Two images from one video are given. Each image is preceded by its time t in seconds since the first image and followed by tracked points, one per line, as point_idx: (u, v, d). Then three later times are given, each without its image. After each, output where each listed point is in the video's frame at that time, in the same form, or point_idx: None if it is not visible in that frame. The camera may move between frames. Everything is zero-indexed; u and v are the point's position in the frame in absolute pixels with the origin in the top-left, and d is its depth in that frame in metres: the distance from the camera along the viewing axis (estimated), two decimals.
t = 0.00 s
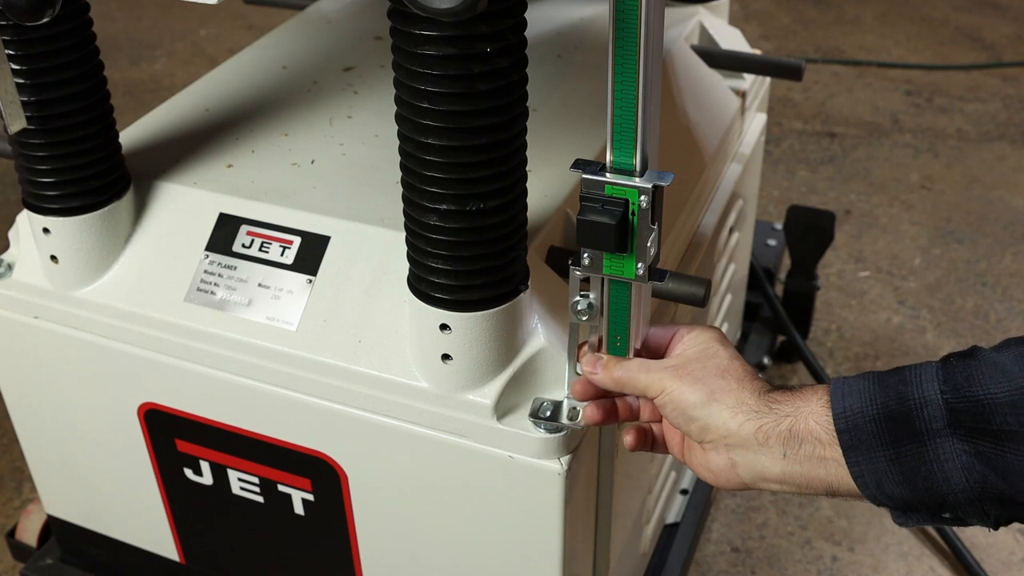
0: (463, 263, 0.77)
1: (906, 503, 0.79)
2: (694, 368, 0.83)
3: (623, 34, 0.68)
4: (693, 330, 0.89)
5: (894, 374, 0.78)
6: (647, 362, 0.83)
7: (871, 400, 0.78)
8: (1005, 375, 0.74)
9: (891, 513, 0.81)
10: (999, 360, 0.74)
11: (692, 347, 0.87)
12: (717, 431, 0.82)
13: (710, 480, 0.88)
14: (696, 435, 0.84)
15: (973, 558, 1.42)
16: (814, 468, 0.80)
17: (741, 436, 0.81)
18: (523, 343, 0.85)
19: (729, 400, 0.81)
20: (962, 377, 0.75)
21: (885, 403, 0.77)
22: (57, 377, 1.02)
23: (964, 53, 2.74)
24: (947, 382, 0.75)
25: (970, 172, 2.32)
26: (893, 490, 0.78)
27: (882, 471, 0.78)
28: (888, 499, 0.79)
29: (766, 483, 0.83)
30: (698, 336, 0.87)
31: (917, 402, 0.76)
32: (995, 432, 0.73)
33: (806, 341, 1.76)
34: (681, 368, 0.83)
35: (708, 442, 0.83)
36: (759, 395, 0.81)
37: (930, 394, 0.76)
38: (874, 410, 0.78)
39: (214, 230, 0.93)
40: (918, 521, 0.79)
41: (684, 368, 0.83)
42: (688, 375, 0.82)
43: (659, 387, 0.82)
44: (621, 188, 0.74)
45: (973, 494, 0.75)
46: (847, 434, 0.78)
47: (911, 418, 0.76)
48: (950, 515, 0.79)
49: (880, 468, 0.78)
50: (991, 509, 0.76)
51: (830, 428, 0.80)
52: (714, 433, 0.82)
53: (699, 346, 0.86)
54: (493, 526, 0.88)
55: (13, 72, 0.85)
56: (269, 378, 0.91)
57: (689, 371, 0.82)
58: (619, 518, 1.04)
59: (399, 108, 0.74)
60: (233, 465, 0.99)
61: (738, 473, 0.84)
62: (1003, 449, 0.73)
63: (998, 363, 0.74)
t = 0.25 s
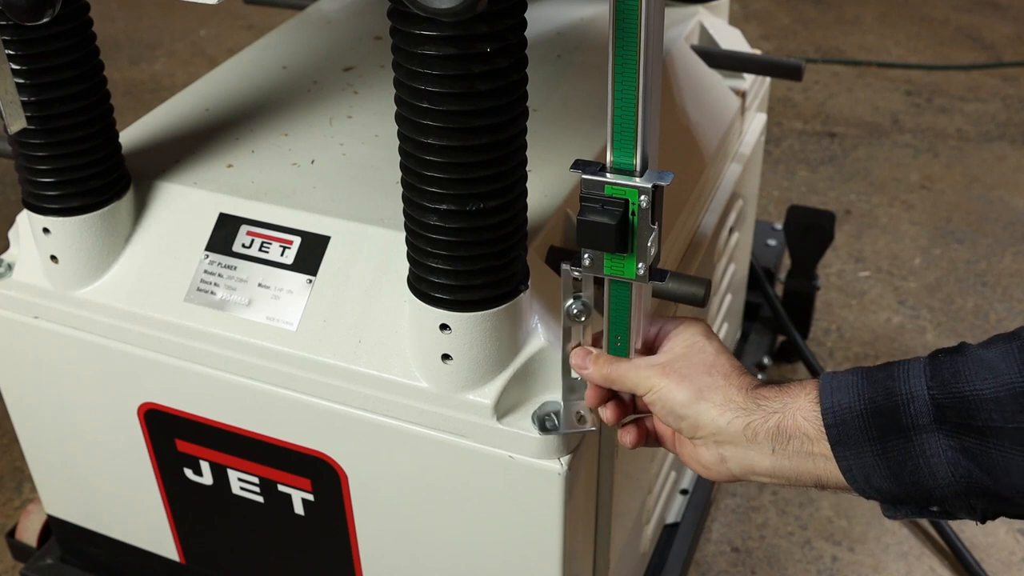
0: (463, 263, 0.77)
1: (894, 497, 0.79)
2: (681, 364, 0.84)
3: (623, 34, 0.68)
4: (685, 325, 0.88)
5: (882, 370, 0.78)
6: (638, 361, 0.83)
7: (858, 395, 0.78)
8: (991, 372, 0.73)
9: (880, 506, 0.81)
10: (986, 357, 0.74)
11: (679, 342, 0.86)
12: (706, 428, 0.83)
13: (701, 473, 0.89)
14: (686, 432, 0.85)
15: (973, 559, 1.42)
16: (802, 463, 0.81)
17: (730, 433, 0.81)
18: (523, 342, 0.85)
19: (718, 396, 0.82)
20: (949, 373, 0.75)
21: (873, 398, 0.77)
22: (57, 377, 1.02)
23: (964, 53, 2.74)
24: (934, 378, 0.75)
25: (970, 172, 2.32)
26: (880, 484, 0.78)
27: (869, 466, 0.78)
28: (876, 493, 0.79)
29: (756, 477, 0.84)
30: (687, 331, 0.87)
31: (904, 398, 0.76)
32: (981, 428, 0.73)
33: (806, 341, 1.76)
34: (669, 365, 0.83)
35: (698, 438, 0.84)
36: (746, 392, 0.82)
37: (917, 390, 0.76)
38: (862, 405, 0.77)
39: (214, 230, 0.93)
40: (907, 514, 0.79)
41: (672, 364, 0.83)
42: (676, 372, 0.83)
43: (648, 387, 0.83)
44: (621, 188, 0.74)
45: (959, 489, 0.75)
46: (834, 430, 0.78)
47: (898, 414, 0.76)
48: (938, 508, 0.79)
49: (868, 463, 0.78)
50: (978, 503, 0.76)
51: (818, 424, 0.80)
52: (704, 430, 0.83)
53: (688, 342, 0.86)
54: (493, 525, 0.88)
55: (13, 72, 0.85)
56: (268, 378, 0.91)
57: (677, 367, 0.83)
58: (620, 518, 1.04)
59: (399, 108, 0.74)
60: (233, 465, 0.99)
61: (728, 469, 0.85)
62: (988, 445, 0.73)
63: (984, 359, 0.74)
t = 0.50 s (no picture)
0: (463, 264, 0.77)
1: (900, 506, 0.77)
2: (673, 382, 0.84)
3: (622, 34, 0.68)
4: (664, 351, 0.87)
5: (882, 382, 0.76)
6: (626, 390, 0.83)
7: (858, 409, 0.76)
8: (990, 379, 0.71)
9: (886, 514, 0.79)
10: (986, 364, 0.71)
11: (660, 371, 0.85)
12: (710, 449, 0.82)
13: (703, 491, 0.90)
14: (690, 454, 0.84)
15: (973, 559, 1.42)
16: (808, 476, 0.80)
17: (735, 453, 0.81)
18: (523, 342, 0.85)
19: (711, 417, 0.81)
20: (949, 384, 0.72)
21: (873, 412, 0.75)
22: (57, 377, 1.02)
23: (964, 53, 2.74)
24: (934, 388, 0.73)
25: (971, 172, 2.32)
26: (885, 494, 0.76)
27: (872, 478, 0.76)
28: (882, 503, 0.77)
29: (764, 491, 0.84)
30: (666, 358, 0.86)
31: (904, 410, 0.74)
32: (983, 439, 0.71)
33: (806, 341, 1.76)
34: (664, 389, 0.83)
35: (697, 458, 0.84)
36: (746, 409, 0.81)
37: (917, 402, 0.73)
38: (863, 419, 0.75)
39: (214, 230, 0.93)
40: (914, 524, 0.78)
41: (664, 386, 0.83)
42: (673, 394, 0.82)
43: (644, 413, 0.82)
44: (621, 188, 0.74)
45: (963, 498, 0.74)
46: (836, 444, 0.77)
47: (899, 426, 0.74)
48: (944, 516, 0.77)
49: (871, 475, 0.76)
50: (983, 511, 0.74)
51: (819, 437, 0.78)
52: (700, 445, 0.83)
53: (672, 369, 0.85)
54: (494, 525, 0.88)
55: (13, 72, 0.85)
56: (268, 378, 0.91)
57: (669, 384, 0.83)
58: (620, 518, 1.04)
59: (399, 108, 0.74)
60: (233, 465, 0.99)
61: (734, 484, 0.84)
62: (991, 455, 0.71)
63: (983, 367, 0.71)
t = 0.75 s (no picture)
0: (463, 264, 0.77)
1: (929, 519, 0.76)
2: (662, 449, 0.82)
3: (622, 34, 0.68)
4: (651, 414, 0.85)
5: (904, 397, 0.73)
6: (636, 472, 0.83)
7: (882, 427, 0.73)
8: (1015, 394, 0.69)
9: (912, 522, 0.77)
10: (1007, 376, 0.70)
11: (656, 434, 0.83)
12: (749, 482, 0.79)
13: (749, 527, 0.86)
14: (727, 495, 0.81)
15: (973, 559, 1.42)
16: (843, 492, 0.77)
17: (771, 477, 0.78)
18: (523, 343, 0.85)
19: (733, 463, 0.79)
20: (972, 398, 0.71)
21: (898, 429, 0.72)
22: (57, 377, 1.02)
23: (964, 53, 2.74)
24: (957, 403, 0.71)
25: (970, 172, 2.32)
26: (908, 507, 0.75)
27: (900, 493, 0.74)
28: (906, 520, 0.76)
29: (808, 509, 0.81)
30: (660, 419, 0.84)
31: (929, 426, 0.72)
32: (1010, 453, 0.70)
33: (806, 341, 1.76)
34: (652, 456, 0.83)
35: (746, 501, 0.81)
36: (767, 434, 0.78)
37: (941, 417, 0.72)
38: (888, 437, 0.73)
39: (214, 230, 0.93)
40: (943, 534, 0.76)
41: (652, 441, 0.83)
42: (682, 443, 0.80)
43: (666, 477, 0.81)
44: (621, 188, 0.74)
45: (993, 509, 0.72)
46: (863, 462, 0.74)
47: (925, 442, 0.72)
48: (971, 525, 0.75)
49: (898, 491, 0.74)
50: (1012, 521, 0.73)
51: (844, 457, 0.75)
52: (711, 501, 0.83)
53: (669, 423, 0.82)
54: (494, 526, 0.88)
55: (13, 72, 0.85)
56: (268, 378, 0.91)
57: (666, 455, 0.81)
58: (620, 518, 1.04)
59: (399, 108, 0.74)
60: (233, 465, 0.99)
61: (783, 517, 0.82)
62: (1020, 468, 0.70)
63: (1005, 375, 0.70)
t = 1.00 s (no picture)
0: (463, 263, 0.77)
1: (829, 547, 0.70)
2: None
3: (622, 34, 0.68)
4: (778, 447, 0.72)
5: None
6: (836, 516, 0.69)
7: None
8: None
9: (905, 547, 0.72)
10: None
11: (809, 460, 0.69)
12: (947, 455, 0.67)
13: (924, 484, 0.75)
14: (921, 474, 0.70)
15: (973, 559, 1.42)
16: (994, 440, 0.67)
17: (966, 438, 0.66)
18: (523, 342, 0.85)
19: (915, 434, 0.65)
20: None
21: None
22: (57, 377, 1.02)
23: (964, 53, 2.74)
24: None
25: (970, 172, 2.32)
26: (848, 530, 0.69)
27: None
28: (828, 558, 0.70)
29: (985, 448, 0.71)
30: (791, 445, 0.70)
31: None
32: None
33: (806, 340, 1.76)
34: None
35: (937, 453, 0.66)
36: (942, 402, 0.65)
37: None
38: None
39: (214, 230, 0.93)
40: None
41: None
42: (834, 446, 0.68)
43: (870, 502, 0.68)
44: (621, 188, 0.74)
45: None
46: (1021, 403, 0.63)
47: None
48: None
49: None
50: None
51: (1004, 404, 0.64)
52: None
53: (813, 442, 0.69)
54: (494, 526, 0.88)
55: (13, 72, 0.85)
56: (269, 378, 0.91)
57: None
58: (620, 519, 1.03)
59: (399, 108, 0.74)
60: (233, 465, 0.99)
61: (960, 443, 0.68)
62: None
63: (1021, 347, 0.63)
